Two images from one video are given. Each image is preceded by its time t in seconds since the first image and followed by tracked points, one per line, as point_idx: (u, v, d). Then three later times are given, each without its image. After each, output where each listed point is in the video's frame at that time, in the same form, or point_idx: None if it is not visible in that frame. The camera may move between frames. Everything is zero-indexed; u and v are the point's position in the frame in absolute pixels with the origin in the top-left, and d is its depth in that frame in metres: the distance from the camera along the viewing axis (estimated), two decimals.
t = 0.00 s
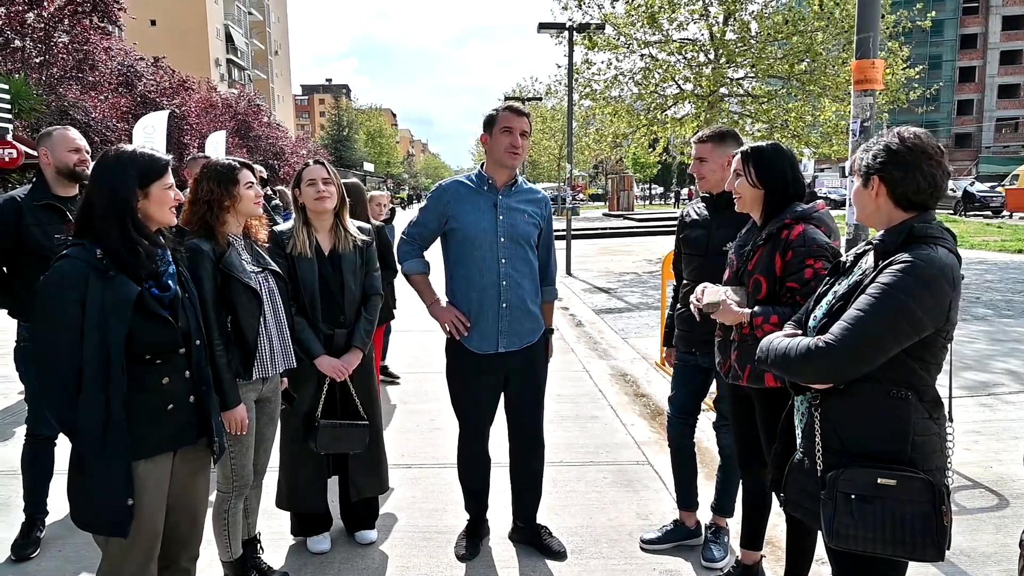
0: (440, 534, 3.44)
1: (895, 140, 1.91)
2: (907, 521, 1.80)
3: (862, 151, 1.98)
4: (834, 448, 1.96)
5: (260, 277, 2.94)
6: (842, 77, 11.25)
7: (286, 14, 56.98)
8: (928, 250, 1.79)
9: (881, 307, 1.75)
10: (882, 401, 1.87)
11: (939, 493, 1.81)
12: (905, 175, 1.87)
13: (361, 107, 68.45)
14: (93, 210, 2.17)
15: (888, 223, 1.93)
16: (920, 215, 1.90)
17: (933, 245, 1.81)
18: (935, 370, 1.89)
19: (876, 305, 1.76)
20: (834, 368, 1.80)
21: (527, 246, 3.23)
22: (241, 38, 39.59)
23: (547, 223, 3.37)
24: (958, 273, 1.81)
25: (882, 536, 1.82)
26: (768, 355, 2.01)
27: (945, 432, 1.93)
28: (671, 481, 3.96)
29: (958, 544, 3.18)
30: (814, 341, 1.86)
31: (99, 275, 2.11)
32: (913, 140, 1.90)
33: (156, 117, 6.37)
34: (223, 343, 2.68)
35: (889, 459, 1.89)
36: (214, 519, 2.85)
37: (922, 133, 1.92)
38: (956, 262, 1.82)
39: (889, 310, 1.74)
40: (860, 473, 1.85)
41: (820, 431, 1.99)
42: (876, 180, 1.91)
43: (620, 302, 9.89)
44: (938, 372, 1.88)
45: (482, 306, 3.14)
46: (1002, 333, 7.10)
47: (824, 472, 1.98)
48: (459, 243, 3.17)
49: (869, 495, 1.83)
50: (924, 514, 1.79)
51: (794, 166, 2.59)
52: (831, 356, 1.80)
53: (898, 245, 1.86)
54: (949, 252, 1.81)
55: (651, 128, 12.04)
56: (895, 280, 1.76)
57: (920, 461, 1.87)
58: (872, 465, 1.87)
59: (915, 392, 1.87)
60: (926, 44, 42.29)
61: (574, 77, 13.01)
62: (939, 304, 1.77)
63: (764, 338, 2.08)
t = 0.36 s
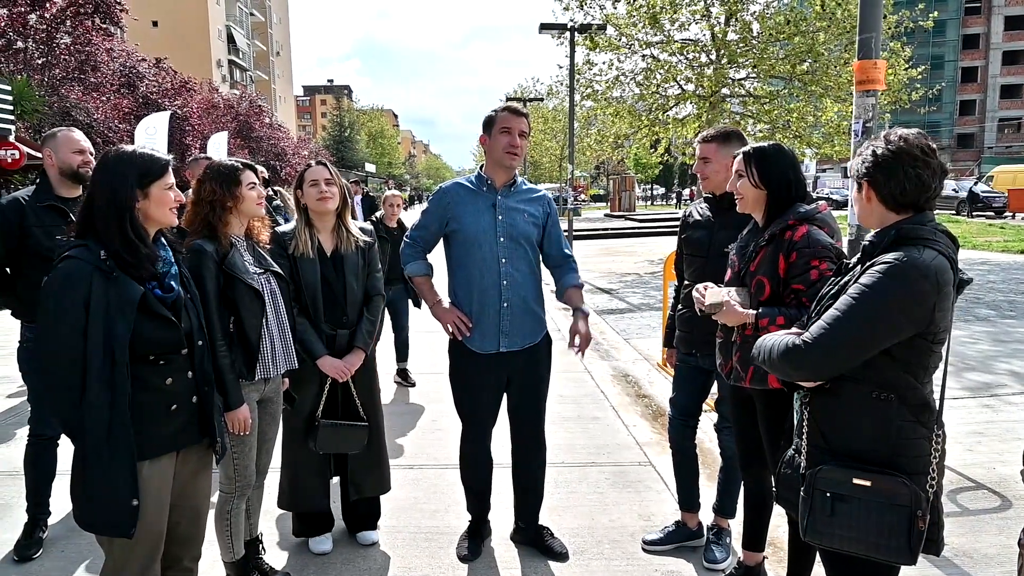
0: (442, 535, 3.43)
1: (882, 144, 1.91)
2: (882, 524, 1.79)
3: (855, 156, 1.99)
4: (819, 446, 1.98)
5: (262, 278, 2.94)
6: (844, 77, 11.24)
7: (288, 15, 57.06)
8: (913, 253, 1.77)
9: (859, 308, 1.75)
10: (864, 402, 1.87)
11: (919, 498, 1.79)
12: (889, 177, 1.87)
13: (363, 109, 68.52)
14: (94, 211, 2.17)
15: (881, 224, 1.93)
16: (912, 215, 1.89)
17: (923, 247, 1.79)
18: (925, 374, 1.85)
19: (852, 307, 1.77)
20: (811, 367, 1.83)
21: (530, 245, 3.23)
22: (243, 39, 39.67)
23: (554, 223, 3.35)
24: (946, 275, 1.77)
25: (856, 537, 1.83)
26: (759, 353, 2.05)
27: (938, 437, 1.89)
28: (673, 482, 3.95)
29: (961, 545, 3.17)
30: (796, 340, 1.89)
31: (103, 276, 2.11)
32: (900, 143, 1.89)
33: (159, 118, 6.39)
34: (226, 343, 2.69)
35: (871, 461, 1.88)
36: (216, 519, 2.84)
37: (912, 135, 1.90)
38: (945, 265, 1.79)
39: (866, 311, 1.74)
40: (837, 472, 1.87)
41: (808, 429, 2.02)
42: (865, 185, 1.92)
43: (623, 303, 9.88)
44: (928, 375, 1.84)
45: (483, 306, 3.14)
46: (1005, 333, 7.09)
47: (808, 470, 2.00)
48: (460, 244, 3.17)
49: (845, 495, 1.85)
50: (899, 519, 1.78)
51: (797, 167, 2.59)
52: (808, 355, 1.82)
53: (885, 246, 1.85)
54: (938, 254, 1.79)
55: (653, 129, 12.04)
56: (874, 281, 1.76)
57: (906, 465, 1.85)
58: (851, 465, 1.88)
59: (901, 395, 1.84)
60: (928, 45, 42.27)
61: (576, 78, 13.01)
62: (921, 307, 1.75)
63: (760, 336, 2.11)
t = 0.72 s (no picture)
0: (447, 536, 3.43)
1: (879, 149, 1.92)
2: (875, 526, 1.78)
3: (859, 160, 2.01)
4: (819, 448, 1.98)
5: (268, 279, 2.96)
6: (851, 78, 11.20)
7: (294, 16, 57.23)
8: (910, 256, 1.76)
9: (852, 311, 1.76)
10: (861, 405, 1.87)
11: (914, 502, 1.77)
12: (885, 181, 1.88)
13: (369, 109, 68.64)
14: (101, 212, 2.19)
15: (883, 226, 1.92)
16: (913, 217, 1.88)
17: (923, 249, 1.78)
18: (924, 378, 1.83)
19: (846, 310, 1.77)
20: (805, 369, 1.84)
21: (536, 246, 3.23)
22: (250, 40, 39.80)
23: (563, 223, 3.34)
24: (945, 278, 1.76)
25: (849, 540, 1.82)
26: (760, 354, 2.06)
27: (940, 443, 1.86)
28: (679, 484, 3.95)
29: (968, 549, 3.15)
30: (793, 342, 1.90)
31: (111, 277, 2.12)
32: (896, 146, 1.89)
33: (165, 119, 6.41)
34: (232, 344, 2.70)
35: (869, 463, 1.88)
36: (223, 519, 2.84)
37: (909, 137, 1.89)
38: (945, 267, 1.77)
39: (858, 314, 1.75)
40: (832, 474, 1.87)
41: (808, 431, 2.02)
42: (864, 189, 1.93)
43: (628, 304, 9.87)
44: (929, 378, 1.82)
45: (486, 306, 3.15)
46: (1014, 336, 7.05)
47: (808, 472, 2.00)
48: (466, 243, 3.18)
49: (839, 497, 1.84)
50: (892, 523, 1.77)
51: (805, 169, 2.58)
52: (803, 357, 1.83)
53: (885, 249, 1.84)
54: (937, 256, 1.77)
55: (659, 130, 12.02)
56: (869, 284, 1.76)
57: (904, 468, 1.83)
58: (847, 468, 1.88)
59: (898, 399, 1.83)
60: (936, 46, 42.08)
61: (581, 79, 13.00)
62: (917, 310, 1.73)
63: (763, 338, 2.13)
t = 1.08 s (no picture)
0: (448, 537, 3.43)
1: (880, 150, 1.91)
2: (882, 528, 1.78)
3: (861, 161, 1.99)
4: (824, 450, 1.97)
5: (270, 279, 2.96)
6: (853, 78, 11.19)
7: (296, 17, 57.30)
8: (917, 254, 1.76)
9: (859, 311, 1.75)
10: (867, 405, 1.86)
11: (921, 503, 1.77)
12: (888, 182, 1.87)
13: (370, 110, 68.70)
14: (100, 212, 2.19)
15: (888, 227, 1.91)
16: (918, 217, 1.87)
17: (929, 248, 1.78)
18: (930, 379, 1.83)
19: (852, 310, 1.77)
20: (812, 369, 1.83)
21: (536, 247, 3.21)
22: (252, 41, 39.83)
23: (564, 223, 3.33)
24: (952, 278, 1.76)
25: (856, 542, 1.82)
26: (764, 355, 2.06)
27: (946, 444, 1.86)
28: (680, 485, 3.94)
29: (970, 549, 3.14)
30: (799, 342, 1.89)
31: (109, 277, 2.12)
32: (898, 147, 1.88)
33: (167, 120, 6.43)
34: (233, 344, 2.70)
35: (875, 464, 1.87)
36: (224, 519, 2.84)
37: (911, 138, 1.88)
38: (951, 267, 1.76)
39: (866, 314, 1.74)
40: (838, 475, 1.86)
41: (814, 432, 2.01)
42: (869, 190, 1.92)
43: (629, 304, 9.86)
44: (934, 378, 1.82)
45: (485, 307, 3.14)
46: (1016, 336, 7.03)
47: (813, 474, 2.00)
48: (465, 245, 3.18)
49: (846, 499, 1.84)
50: (899, 525, 1.76)
51: (805, 169, 2.57)
52: (810, 358, 1.83)
53: (891, 249, 1.84)
54: (943, 255, 1.77)
55: (660, 130, 12.01)
56: (875, 283, 1.75)
57: (910, 469, 1.83)
58: (854, 470, 1.87)
59: (904, 400, 1.82)
60: (938, 46, 42.03)
61: (583, 80, 12.99)
62: (924, 310, 1.73)
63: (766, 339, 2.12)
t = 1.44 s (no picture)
0: (451, 537, 3.43)
1: (891, 149, 1.89)
2: (899, 530, 1.77)
3: (870, 159, 1.97)
4: (835, 451, 1.96)
5: (274, 280, 2.96)
6: (858, 77, 11.16)
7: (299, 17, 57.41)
8: (934, 254, 1.75)
9: (878, 311, 1.73)
10: (882, 406, 1.85)
11: (937, 503, 1.77)
12: (903, 181, 1.85)
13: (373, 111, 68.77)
14: (100, 212, 2.20)
15: (899, 227, 1.90)
16: (930, 216, 1.86)
17: (944, 248, 1.77)
18: (944, 379, 1.83)
19: (869, 310, 1.75)
20: (828, 370, 1.81)
21: (539, 248, 3.22)
22: (255, 41, 39.92)
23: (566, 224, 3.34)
24: (968, 278, 1.75)
25: (872, 545, 1.80)
26: (773, 355, 2.04)
27: (957, 444, 1.86)
28: (684, 485, 3.93)
29: (975, 550, 3.13)
30: (812, 342, 1.87)
31: (108, 277, 2.12)
32: (912, 144, 1.86)
33: (170, 121, 6.44)
34: (237, 344, 2.70)
35: (889, 466, 1.86)
36: (228, 519, 2.85)
37: (927, 137, 1.87)
38: (967, 268, 1.76)
39: (885, 314, 1.73)
40: (854, 477, 1.85)
41: (825, 433, 1.99)
42: (882, 189, 1.89)
43: (633, 305, 9.85)
44: (949, 378, 1.82)
45: (491, 308, 3.14)
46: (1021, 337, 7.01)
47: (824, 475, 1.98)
48: (470, 245, 3.18)
49: (861, 501, 1.82)
50: (916, 526, 1.75)
51: (812, 170, 2.57)
52: (826, 358, 1.80)
53: (905, 249, 1.83)
54: (959, 256, 1.76)
55: (664, 130, 11.98)
56: (893, 283, 1.74)
57: (925, 470, 1.83)
58: (868, 471, 1.86)
59: (919, 401, 1.82)
60: (943, 45, 41.89)
61: (586, 79, 12.96)
62: (942, 311, 1.72)
63: (774, 338, 2.10)
